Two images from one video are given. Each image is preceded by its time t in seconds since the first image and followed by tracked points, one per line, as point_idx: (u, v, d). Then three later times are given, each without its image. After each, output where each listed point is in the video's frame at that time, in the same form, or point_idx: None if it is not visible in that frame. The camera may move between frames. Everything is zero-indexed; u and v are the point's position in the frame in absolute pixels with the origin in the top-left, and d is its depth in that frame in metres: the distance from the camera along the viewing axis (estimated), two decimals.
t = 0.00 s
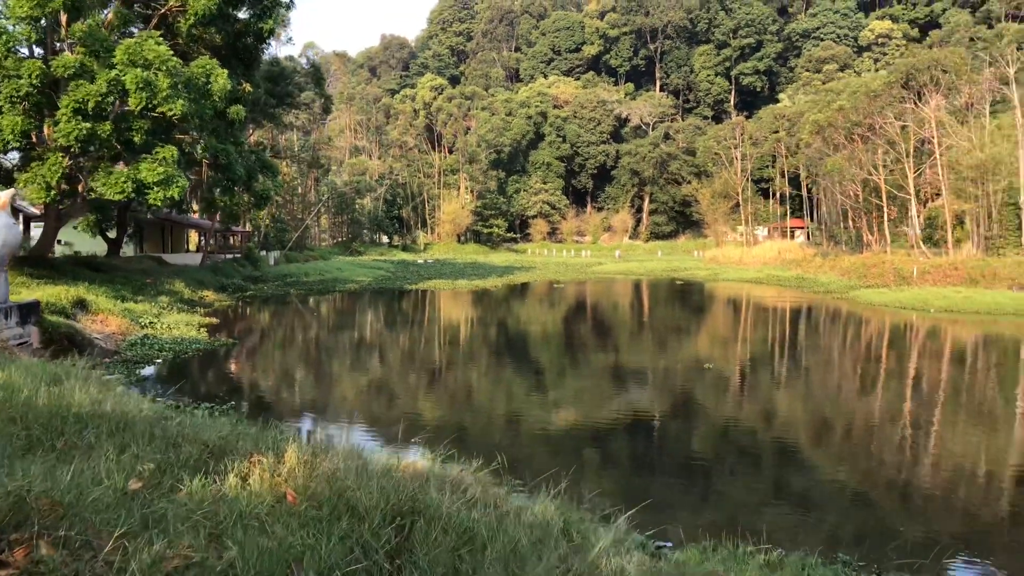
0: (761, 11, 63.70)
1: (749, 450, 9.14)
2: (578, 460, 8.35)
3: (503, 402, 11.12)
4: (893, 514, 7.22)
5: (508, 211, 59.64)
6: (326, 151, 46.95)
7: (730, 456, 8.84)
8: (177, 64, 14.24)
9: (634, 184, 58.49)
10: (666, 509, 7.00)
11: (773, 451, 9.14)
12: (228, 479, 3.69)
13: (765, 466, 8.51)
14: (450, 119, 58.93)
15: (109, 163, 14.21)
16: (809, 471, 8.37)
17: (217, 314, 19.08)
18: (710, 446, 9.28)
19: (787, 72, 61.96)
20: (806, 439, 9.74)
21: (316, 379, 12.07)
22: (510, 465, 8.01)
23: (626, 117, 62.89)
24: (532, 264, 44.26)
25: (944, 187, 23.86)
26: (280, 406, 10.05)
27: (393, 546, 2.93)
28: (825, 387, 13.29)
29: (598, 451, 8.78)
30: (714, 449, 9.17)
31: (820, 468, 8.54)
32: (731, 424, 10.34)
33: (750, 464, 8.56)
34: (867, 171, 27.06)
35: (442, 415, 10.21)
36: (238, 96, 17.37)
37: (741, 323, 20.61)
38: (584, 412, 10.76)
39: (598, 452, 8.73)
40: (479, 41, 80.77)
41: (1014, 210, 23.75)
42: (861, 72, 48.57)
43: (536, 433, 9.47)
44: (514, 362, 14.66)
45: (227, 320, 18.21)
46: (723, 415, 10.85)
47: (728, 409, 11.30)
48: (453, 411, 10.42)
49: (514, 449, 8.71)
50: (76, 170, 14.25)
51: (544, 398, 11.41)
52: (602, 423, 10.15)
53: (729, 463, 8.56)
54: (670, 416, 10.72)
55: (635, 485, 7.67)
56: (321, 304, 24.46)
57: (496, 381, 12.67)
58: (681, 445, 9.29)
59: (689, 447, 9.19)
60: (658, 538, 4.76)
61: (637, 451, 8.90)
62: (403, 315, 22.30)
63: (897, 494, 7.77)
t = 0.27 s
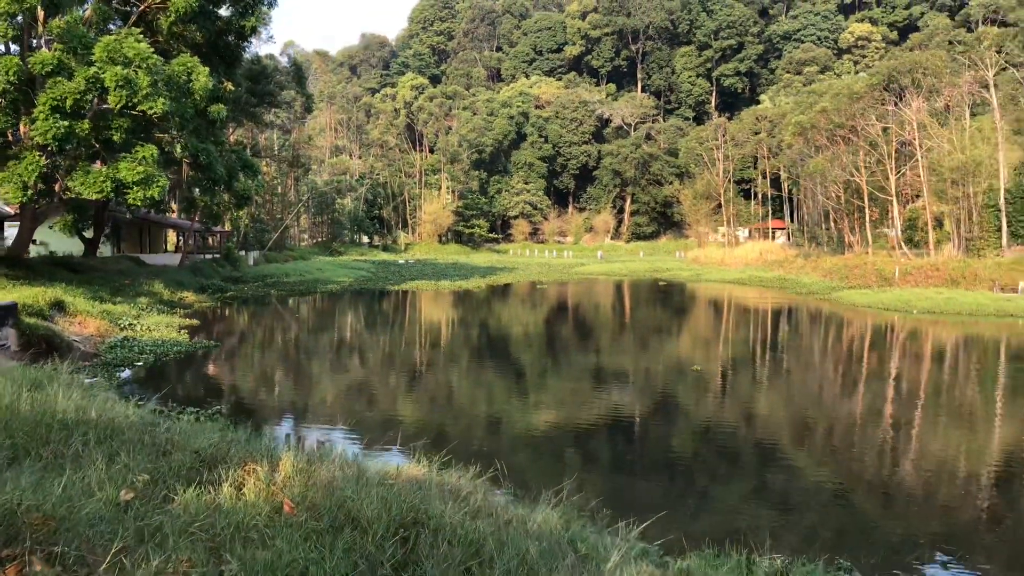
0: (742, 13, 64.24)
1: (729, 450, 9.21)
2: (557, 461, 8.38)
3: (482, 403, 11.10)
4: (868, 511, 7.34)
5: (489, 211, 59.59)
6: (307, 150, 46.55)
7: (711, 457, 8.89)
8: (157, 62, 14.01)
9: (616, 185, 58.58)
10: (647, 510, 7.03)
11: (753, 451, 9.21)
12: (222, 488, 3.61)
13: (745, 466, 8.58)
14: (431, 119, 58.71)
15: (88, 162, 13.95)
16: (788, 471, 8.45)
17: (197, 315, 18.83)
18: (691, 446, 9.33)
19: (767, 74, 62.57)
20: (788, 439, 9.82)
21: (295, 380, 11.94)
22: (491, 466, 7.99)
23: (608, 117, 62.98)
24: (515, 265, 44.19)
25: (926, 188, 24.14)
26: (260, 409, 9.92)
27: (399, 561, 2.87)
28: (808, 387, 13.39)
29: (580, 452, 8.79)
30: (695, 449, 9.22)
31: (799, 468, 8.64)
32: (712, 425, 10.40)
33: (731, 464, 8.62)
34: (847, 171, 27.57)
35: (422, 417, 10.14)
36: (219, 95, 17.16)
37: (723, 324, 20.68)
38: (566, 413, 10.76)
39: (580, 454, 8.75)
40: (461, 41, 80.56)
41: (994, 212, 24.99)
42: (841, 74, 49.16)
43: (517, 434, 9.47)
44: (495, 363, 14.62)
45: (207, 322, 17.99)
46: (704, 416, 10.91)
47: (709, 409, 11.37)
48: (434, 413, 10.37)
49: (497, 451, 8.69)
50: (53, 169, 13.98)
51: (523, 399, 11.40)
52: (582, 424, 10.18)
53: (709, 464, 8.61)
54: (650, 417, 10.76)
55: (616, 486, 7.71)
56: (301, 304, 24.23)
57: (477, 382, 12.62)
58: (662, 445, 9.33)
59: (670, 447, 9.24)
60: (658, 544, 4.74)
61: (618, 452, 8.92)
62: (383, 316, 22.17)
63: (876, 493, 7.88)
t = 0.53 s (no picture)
0: (720, 15, 65.03)
1: (706, 450, 9.31)
2: (535, 463, 8.41)
3: (461, 404, 11.09)
4: (843, 509, 7.47)
5: (468, 212, 59.53)
6: (285, 150, 46.15)
7: (688, 457, 8.99)
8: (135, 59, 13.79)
9: (595, 186, 58.85)
10: (626, 510, 7.08)
11: (729, 450, 9.32)
12: (217, 493, 3.56)
13: (722, 466, 8.68)
14: (410, 119, 58.50)
15: (64, 161, 13.72)
16: (764, 471, 8.56)
17: (174, 316, 18.60)
18: (668, 446, 9.42)
19: (744, 76, 63.29)
20: (764, 439, 9.95)
21: (272, 382, 11.84)
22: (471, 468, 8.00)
23: (587, 118, 63.14)
24: (494, 266, 44.15)
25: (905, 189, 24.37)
26: (239, 412, 9.83)
27: (406, 569, 2.85)
28: (787, 387, 13.56)
29: (558, 453, 8.84)
30: (672, 449, 9.31)
31: (776, 467, 8.76)
32: (689, 425, 10.50)
33: (708, 464, 8.72)
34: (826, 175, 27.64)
35: (399, 418, 10.10)
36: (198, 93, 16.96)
37: (703, 324, 20.87)
38: (543, 414, 10.78)
39: (558, 454, 8.79)
40: (439, 41, 80.36)
41: (967, 213, 26.09)
42: (816, 77, 49.85)
43: (496, 435, 9.48)
44: (474, 363, 14.61)
45: (186, 322, 17.78)
46: (681, 416, 11.01)
47: (686, 409, 11.47)
48: (412, 414, 10.33)
49: (477, 453, 8.69)
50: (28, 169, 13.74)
51: (502, 400, 11.40)
52: (561, 425, 10.22)
53: (687, 463, 8.70)
54: (629, 417, 10.82)
55: (596, 486, 7.77)
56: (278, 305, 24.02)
57: (455, 383, 12.60)
58: (640, 445, 9.41)
59: (648, 447, 9.32)
60: (650, 544, 4.80)
61: (596, 453, 8.98)
62: (362, 317, 22.06)
63: (851, 491, 8.02)
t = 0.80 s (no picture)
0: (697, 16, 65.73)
1: (683, 449, 9.42)
2: (515, 464, 8.42)
3: (440, 405, 11.06)
4: (820, 508, 7.57)
5: (447, 212, 59.41)
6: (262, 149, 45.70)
7: (666, 456, 9.08)
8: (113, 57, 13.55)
9: (574, 186, 59.06)
10: (604, 510, 7.15)
11: (705, 449, 9.43)
12: (215, 500, 3.50)
13: (700, 465, 8.79)
14: (387, 119, 58.26)
15: (38, 160, 13.44)
16: (738, 469, 8.69)
17: (151, 317, 18.36)
18: (646, 445, 9.51)
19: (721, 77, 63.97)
20: (741, 438, 10.08)
21: (249, 383, 11.74)
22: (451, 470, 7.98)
23: (565, 119, 63.23)
24: (474, 266, 44.07)
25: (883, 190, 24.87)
26: (217, 414, 9.75)
27: None
28: (767, 387, 13.73)
29: (536, 454, 8.89)
30: (649, 448, 9.41)
31: (754, 466, 8.86)
32: (667, 424, 10.59)
33: (685, 463, 8.82)
34: (805, 175, 28.27)
35: (377, 419, 10.07)
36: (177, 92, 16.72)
37: (683, 324, 21.03)
38: (522, 414, 10.81)
39: (536, 455, 8.85)
40: (417, 41, 80.11)
41: (944, 215, 26.88)
42: (792, 79, 50.56)
43: (475, 437, 9.47)
44: (452, 364, 14.57)
45: (164, 323, 17.57)
46: (658, 415, 11.11)
47: (664, 409, 11.58)
48: (390, 415, 10.31)
49: (457, 454, 8.71)
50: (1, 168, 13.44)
51: (481, 401, 11.39)
52: (539, 425, 10.26)
53: (664, 463, 8.80)
54: (608, 417, 10.89)
55: (576, 487, 7.79)
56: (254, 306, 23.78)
57: (433, 383, 12.59)
58: (618, 445, 9.49)
59: (626, 446, 9.41)
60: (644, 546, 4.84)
61: (574, 453, 9.04)
62: (340, 317, 21.93)
63: (828, 490, 8.14)
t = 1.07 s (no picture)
0: (677, 18, 66.32)
1: (661, 449, 9.51)
2: (491, 465, 8.45)
3: (419, 406, 11.03)
4: (796, 507, 7.68)
5: (426, 212, 59.22)
6: (240, 147, 45.22)
7: (645, 456, 9.16)
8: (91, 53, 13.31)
9: (554, 187, 59.21)
10: (583, 511, 7.20)
11: (683, 449, 9.53)
12: (214, 508, 3.47)
13: (678, 465, 8.88)
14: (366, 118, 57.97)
15: (13, 158, 13.16)
16: (715, 469, 8.80)
17: (127, 318, 18.10)
18: (625, 446, 9.59)
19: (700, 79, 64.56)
20: (720, 437, 10.20)
21: (227, 384, 11.63)
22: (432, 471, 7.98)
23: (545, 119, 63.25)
24: (454, 266, 43.94)
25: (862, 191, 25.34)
26: (196, 416, 9.66)
27: None
28: (748, 387, 13.90)
29: (516, 455, 8.92)
30: (628, 448, 9.48)
31: (732, 466, 8.96)
32: (646, 424, 10.68)
33: (664, 463, 8.90)
34: (785, 175, 28.82)
35: (357, 421, 10.03)
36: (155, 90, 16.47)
37: (664, 325, 21.17)
38: (502, 415, 10.83)
39: (516, 456, 8.88)
40: (396, 40, 79.83)
41: (923, 217, 27.32)
42: (769, 81, 51.20)
43: (455, 438, 9.48)
44: (431, 365, 14.52)
45: (141, 324, 17.34)
46: (638, 416, 11.20)
47: (644, 409, 11.66)
48: (369, 417, 10.28)
49: (437, 455, 8.71)
50: None
51: (460, 403, 11.37)
52: (519, 425, 10.29)
53: (643, 463, 8.87)
54: (587, 418, 10.95)
55: (554, 489, 7.83)
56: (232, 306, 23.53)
57: (413, 384, 12.56)
58: (597, 445, 9.56)
59: (605, 447, 9.47)
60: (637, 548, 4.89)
61: (554, 454, 9.08)
62: (317, 318, 21.78)
63: (805, 489, 8.25)
